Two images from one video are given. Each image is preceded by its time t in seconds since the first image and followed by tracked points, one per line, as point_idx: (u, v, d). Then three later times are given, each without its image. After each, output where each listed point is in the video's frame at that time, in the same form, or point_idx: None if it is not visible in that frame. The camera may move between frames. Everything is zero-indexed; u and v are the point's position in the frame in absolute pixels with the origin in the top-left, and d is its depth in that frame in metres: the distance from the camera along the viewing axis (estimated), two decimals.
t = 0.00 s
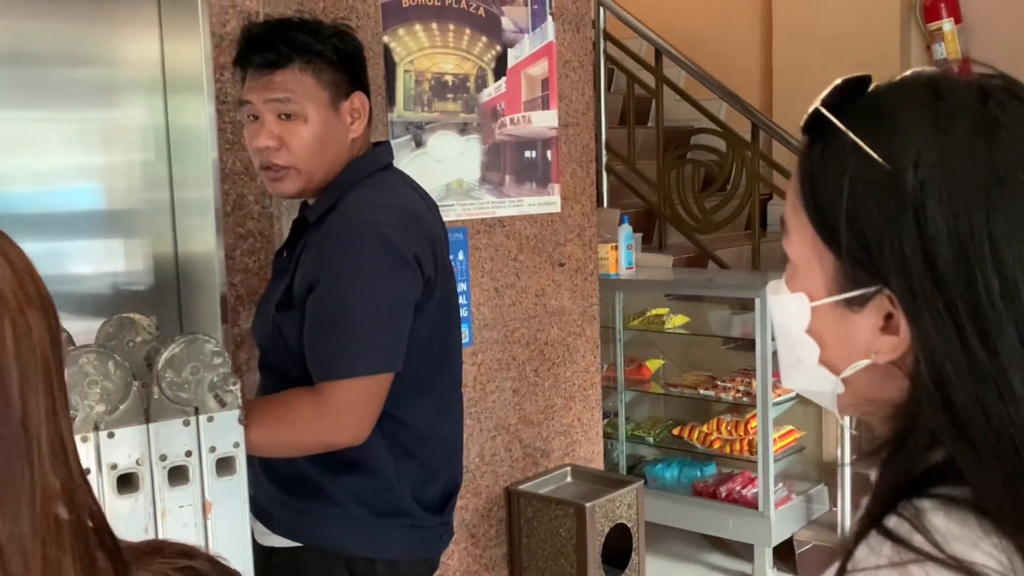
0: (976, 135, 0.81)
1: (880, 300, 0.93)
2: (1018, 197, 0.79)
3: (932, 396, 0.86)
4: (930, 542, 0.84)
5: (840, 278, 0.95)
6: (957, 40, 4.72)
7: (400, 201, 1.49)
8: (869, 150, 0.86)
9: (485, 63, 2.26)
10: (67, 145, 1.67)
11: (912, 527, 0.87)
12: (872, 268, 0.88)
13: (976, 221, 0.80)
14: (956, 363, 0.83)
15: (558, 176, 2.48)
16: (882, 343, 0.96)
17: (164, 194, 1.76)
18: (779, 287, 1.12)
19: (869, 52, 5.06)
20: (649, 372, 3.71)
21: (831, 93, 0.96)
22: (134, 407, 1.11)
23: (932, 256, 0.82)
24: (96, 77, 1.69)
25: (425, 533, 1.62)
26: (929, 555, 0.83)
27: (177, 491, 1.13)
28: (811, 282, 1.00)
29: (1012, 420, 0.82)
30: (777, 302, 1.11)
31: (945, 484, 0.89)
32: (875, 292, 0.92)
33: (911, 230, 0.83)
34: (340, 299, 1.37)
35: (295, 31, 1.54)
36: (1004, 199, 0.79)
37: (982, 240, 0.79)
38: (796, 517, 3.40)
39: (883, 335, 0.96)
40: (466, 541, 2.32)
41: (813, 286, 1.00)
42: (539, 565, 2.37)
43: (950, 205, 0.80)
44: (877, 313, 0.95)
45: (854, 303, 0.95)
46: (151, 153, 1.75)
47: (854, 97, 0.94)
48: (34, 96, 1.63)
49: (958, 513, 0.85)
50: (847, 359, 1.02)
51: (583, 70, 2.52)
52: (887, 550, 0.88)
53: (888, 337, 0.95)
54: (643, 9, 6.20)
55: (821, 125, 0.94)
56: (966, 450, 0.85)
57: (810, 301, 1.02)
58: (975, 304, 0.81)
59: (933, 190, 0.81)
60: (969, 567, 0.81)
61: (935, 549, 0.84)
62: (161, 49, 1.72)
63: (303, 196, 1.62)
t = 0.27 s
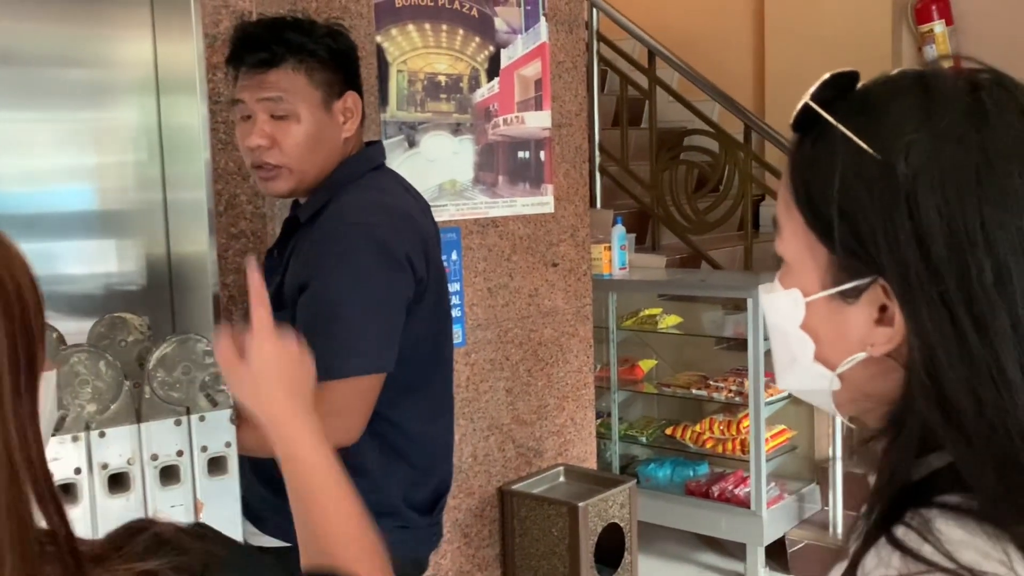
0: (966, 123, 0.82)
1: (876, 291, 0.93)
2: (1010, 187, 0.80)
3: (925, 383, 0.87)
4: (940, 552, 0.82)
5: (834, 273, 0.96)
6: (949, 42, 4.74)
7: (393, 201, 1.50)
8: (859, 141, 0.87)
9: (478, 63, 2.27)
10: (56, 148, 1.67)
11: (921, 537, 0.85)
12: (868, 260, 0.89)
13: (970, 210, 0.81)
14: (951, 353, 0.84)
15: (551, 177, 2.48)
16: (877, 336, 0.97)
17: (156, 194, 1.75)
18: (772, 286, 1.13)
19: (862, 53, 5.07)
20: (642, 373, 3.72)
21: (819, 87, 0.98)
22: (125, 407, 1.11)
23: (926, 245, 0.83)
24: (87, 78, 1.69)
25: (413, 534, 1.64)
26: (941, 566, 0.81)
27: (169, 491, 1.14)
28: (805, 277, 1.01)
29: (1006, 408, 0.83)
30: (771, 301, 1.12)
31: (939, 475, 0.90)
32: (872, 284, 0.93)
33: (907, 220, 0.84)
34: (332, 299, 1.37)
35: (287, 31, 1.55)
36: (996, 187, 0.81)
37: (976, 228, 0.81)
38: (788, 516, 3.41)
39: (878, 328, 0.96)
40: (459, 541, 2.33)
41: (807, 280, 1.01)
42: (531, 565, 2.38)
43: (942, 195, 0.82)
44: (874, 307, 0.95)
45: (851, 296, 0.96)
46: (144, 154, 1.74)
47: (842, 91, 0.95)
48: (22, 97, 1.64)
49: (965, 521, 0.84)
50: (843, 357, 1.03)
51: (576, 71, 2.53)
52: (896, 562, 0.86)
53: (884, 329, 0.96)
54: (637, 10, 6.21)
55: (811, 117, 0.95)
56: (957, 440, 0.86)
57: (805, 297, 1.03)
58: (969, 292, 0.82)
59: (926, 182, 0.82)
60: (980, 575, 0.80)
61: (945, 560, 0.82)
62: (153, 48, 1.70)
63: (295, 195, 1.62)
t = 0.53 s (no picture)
0: (966, 116, 0.81)
1: (877, 287, 0.92)
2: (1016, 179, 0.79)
3: (923, 377, 0.86)
4: (935, 557, 0.81)
5: (832, 270, 0.96)
6: (940, 37, 4.74)
7: (380, 202, 1.48)
8: (857, 137, 0.86)
9: (468, 61, 2.26)
10: (41, 148, 1.54)
11: (914, 543, 0.83)
12: (868, 255, 0.89)
13: (977, 202, 0.80)
14: (954, 349, 0.84)
15: (543, 175, 2.47)
16: (878, 333, 0.95)
17: (144, 195, 1.62)
18: (761, 285, 1.12)
19: (854, 49, 5.06)
20: (636, 371, 3.71)
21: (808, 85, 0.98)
22: (110, 410, 1.10)
23: (932, 240, 0.82)
24: (72, 75, 1.55)
25: (403, 536, 1.63)
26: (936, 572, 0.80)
27: (157, 495, 1.12)
28: (801, 275, 1.01)
29: (1006, 405, 0.83)
30: (759, 300, 1.12)
31: (935, 473, 0.88)
32: (873, 281, 0.92)
33: (911, 213, 0.83)
34: (319, 300, 1.34)
35: (270, 29, 1.54)
36: (999, 180, 0.80)
37: (981, 223, 0.80)
38: (783, 513, 3.40)
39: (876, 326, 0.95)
40: (452, 541, 2.32)
41: (803, 278, 1.01)
42: (526, 565, 2.36)
43: (946, 188, 0.81)
44: (872, 304, 0.94)
45: (850, 292, 0.95)
46: (131, 154, 1.61)
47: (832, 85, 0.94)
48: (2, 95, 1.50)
49: (961, 526, 0.83)
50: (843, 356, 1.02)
51: (567, 68, 2.52)
52: (891, 567, 0.84)
53: (885, 326, 0.94)
54: (628, 8, 6.20)
55: (802, 113, 0.94)
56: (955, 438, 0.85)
57: (802, 296, 1.03)
58: (975, 286, 0.82)
59: (928, 175, 0.81)
60: None
61: (939, 565, 0.80)
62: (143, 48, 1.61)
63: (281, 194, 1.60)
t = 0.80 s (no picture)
0: (970, 106, 0.80)
1: (880, 279, 0.91)
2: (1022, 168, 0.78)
3: (926, 370, 0.86)
4: (934, 549, 0.79)
5: (835, 263, 0.95)
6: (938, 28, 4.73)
7: (375, 195, 1.48)
8: (857, 126, 0.86)
9: (463, 53, 2.24)
10: (33, 142, 1.52)
11: (914, 535, 0.82)
12: (875, 247, 0.88)
13: (982, 194, 0.79)
14: (956, 343, 0.83)
15: (539, 167, 2.46)
16: (881, 325, 0.93)
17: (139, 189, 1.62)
18: (761, 275, 1.12)
19: (851, 40, 5.05)
20: (634, 364, 3.71)
21: (811, 75, 0.98)
22: (105, 404, 1.09)
23: (932, 226, 0.81)
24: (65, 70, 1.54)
25: (399, 530, 1.62)
26: (934, 564, 0.78)
27: (150, 488, 1.12)
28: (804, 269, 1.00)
29: (1009, 395, 0.82)
30: (759, 290, 1.11)
31: (936, 465, 0.87)
32: (875, 272, 0.91)
33: (914, 205, 0.82)
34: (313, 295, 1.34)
35: (264, 20, 1.52)
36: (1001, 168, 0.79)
37: (984, 213, 0.79)
38: (781, 506, 3.40)
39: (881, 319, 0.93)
40: (449, 535, 2.31)
41: (805, 272, 1.00)
42: (523, 559, 2.36)
43: (948, 178, 0.80)
44: (875, 296, 0.93)
45: (854, 283, 0.94)
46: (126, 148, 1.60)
47: (834, 74, 0.94)
48: None
49: (962, 519, 0.81)
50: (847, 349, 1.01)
51: (563, 60, 2.51)
52: (890, 559, 0.83)
53: (888, 318, 0.92)
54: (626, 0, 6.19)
55: (802, 103, 0.94)
56: (955, 432, 0.84)
57: (802, 289, 1.02)
58: (977, 276, 0.81)
59: (928, 165, 0.81)
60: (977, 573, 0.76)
61: (938, 557, 0.79)
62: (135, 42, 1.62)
63: (274, 186, 1.59)
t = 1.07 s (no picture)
0: (993, 87, 0.80)
1: (900, 261, 0.91)
2: None
3: (945, 355, 0.86)
4: (951, 534, 0.81)
5: (851, 246, 0.94)
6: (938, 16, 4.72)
7: (378, 181, 1.48)
8: (879, 108, 0.85)
9: (464, 40, 2.24)
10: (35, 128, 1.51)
11: (929, 519, 0.83)
12: (891, 230, 0.88)
13: (1003, 175, 0.79)
14: (976, 325, 0.83)
15: (540, 155, 2.46)
16: (899, 309, 0.93)
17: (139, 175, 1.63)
18: (773, 259, 1.12)
19: (851, 29, 5.04)
20: (633, 352, 3.71)
21: (828, 55, 0.97)
22: (106, 389, 1.09)
23: (954, 211, 0.81)
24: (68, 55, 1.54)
25: (402, 515, 1.62)
26: (951, 549, 0.80)
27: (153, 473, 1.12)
28: (817, 253, 0.99)
29: None
30: (772, 274, 1.11)
31: (954, 449, 0.87)
32: (893, 256, 0.91)
33: (934, 186, 0.82)
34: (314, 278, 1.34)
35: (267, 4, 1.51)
36: (1022, 156, 0.79)
37: (1003, 194, 0.79)
38: (780, 494, 3.41)
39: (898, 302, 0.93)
40: (449, 521, 2.32)
41: (819, 256, 1.00)
42: (523, 545, 2.37)
43: (973, 160, 0.80)
44: (893, 280, 0.93)
45: (873, 267, 0.93)
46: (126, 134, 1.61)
47: (853, 56, 0.93)
48: None
49: (979, 504, 0.82)
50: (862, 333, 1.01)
51: (564, 48, 2.50)
52: (906, 544, 0.84)
53: (905, 302, 0.93)
54: None
55: (820, 84, 0.93)
56: (975, 415, 0.84)
57: (818, 273, 1.01)
58: (998, 260, 0.81)
59: (953, 147, 0.80)
60: (994, 558, 0.78)
61: (955, 542, 0.80)
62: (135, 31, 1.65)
63: (277, 171, 1.59)
